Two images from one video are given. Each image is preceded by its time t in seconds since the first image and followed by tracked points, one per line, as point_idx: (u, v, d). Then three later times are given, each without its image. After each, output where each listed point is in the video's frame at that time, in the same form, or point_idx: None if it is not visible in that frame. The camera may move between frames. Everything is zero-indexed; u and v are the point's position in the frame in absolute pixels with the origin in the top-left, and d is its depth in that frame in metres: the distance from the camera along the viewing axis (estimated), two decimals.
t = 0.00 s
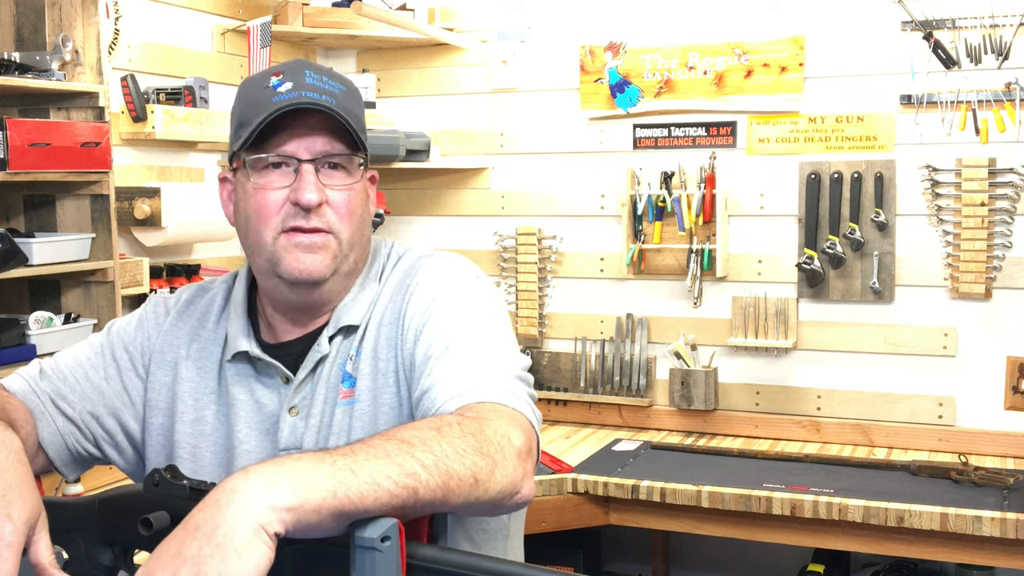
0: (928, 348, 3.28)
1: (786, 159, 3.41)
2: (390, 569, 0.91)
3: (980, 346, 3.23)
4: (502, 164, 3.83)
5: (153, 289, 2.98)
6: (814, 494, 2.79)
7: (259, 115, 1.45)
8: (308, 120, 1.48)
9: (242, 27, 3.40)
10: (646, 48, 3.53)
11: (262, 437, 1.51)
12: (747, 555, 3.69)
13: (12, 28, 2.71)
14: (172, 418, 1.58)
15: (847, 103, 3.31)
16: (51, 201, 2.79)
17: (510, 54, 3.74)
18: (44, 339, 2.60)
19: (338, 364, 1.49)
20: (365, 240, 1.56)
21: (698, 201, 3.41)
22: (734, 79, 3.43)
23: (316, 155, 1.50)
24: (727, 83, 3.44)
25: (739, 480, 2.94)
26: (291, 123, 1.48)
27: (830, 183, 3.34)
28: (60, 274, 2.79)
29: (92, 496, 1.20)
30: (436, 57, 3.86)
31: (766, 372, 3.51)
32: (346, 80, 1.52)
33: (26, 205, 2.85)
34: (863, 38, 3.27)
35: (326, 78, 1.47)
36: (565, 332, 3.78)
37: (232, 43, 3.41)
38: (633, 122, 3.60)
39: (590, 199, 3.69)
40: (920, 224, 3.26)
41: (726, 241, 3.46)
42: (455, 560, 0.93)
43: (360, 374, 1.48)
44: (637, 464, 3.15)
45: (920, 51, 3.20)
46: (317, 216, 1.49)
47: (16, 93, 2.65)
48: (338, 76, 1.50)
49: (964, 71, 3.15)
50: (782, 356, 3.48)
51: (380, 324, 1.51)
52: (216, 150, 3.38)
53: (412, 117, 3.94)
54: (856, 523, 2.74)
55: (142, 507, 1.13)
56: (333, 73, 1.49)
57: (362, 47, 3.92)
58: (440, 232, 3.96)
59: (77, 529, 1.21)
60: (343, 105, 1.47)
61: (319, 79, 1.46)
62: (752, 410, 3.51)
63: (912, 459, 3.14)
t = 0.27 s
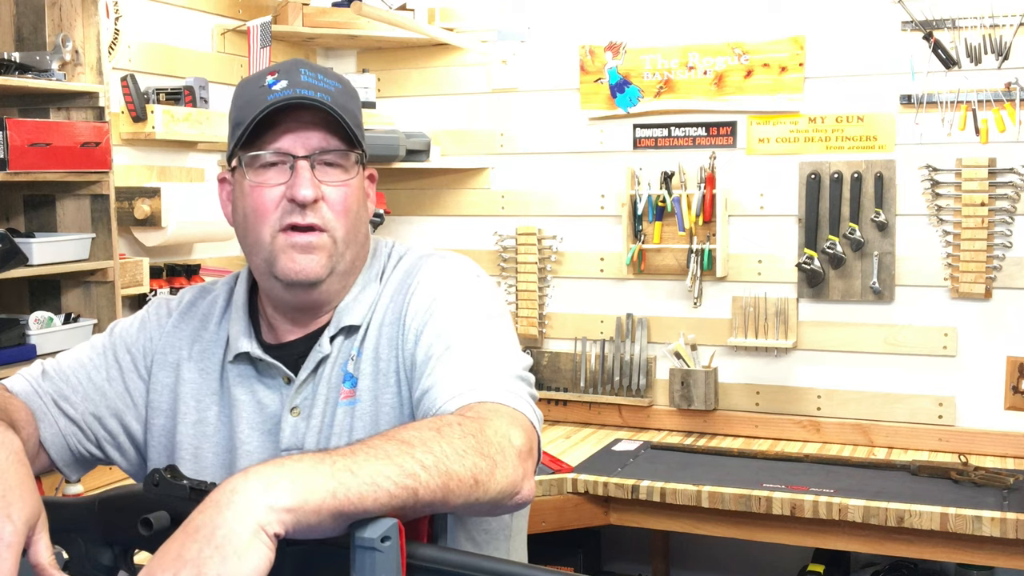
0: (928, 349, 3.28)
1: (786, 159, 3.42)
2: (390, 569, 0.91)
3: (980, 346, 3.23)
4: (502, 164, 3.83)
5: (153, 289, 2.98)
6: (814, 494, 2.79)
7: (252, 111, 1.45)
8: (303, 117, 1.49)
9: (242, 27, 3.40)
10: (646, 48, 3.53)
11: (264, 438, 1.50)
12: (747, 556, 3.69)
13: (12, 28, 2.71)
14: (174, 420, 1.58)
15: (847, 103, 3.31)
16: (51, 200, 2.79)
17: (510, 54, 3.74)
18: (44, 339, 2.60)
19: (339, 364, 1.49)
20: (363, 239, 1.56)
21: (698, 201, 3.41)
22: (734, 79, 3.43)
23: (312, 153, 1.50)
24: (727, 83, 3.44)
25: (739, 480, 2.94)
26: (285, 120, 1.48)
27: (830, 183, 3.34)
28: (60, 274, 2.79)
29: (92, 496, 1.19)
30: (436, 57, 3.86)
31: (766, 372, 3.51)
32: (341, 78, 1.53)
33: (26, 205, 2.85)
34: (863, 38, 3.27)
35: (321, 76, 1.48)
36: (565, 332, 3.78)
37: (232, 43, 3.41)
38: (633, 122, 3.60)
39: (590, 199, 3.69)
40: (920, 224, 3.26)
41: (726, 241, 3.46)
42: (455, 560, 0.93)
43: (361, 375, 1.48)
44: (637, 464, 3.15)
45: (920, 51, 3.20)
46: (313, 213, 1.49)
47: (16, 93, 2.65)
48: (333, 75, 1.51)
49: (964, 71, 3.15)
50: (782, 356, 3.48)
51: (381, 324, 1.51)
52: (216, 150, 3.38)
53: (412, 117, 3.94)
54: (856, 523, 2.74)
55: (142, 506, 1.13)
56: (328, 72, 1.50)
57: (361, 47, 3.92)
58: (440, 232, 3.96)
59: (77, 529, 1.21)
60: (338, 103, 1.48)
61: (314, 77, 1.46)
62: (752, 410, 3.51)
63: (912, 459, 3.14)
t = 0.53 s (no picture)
0: (928, 349, 3.28)
1: (786, 159, 3.41)
2: (390, 570, 0.91)
3: (980, 346, 3.23)
4: (502, 164, 3.83)
5: (153, 289, 2.98)
6: (814, 494, 2.79)
7: (258, 109, 1.45)
8: (310, 115, 1.48)
9: (242, 27, 3.40)
10: (646, 48, 3.53)
11: (269, 438, 1.50)
12: (747, 555, 3.69)
13: (12, 28, 2.71)
14: (178, 421, 1.58)
15: (847, 104, 3.31)
16: (51, 200, 2.79)
17: (510, 54, 3.74)
18: (44, 339, 2.60)
19: (345, 364, 1.49)
20: (368, 236, 1.56)
21: (698, 201, 3.41)
22: (734, 79, 3.43)
23: (318, 150, 1.49)
24: (727, 83, 3.44)
25: (739, 480, 2.94)
26: (292, 117, 1.48)
27: (830, 183, 3.34)
28: (60, 274, 2.79)
29: (93, 496, 1.20)
30: (436, 57, 3.86)
31: (766, 372, 3.51)
32: (350, 76, 1.53)
33: (26, 205, 2.85)
34: (863, 38, 3.27)
35: (331, 75, 1.47)
36: (565, 332, 3.78)
37: (232, 43, 3.41)
38: (633, 122, 3.60)
39: (590, 199, 3.69)
40: (920, 224, 3.26)
41: (726, 241, 3.46)
42: (455, 560, 0.93)
43: (367, 375, 1.48)
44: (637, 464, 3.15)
45: (920, 51, 3.20)
46: (317, 210, 1.49)
47: (16, 93, 2.65)
48: (343, 72, 1.51)
49: (964, 71, 3.15)
50: (782, 356, 3.48)
51: (388, 325, 1.51)
52: (216, 150, 3.38)
53: (412, 117, 3.94)
54: (856, 523, 2.74)
55: (142, 506, 1.13)
56: (337, 69, 1.49)
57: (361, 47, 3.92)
58: (440, 232, 3.96)
59: (77, 529, 1.21)
60: (345, 101, 1.47)
61: (322, 75, 1.46)
62: (752, 410, 3.51)
63: (912, 459, 3.14)
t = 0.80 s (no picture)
0: (928, 348, 3.28)
1: (786, 159, 3.42)
2: (391, 569, 0.90)
3: (980, 346, 3.23)
4: (502, 164, 3.83)
5: (153, 289, 2.98)
6: (814, 494, 2.79)
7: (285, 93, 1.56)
8: (335, 105, 1.58)
9: (242, 27, 3.40)
10: (646, 48, 3.53)
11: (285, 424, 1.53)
12: (747, 556, 3.69)
13: (11, 28, 2.71)
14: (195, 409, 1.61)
15: (847, 104, 3.31)
16: (51, 200, 2.79)
17: (510, 54, 3.74)
18: (44, 339, 2.60)
19: (364, 357, 1.52)
20: (384, 227, 1.64)
21: (698, 201, 3.41)
22: (734, 79, 3.43)
23: (338, 140, 1.59)
24: (727, 83, 3.44)
25: (739, 480, 2.94)
26: (318, 106, 1.59)
27: (830, 183, 3.34)
28: (60, 274, 2.79)
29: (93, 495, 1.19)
30: (436, 57, 3.86)
31: (766, 372, 3.51)
32: (390, 67, 1.60)
33: (26, 205, 2.85)
34: (863, 38, 3.27)
35: (364, 67, 1.55)
36: (565, 332, 3.78)
37: (232, 43, 3.41)
38: (633, 122, 3.60)
39: (590, 199, 3.69)
40: (919, 224, 3.27)
41: (726, 241, 3.46)
42: (456, 560, 0.92)
43: (386, 370, 1.49)
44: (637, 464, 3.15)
45: (920, 51, 3.20)
46: (332, 197, 1.60)
47: (16, 93, 2.65)
48: (384, 66, 1.59)
49: (964, 71, 3.15)
50: (782, 356, 3.48)
51: (409, 323, 1.53)
52: (216, 150, 3.38)
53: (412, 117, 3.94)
54: (857, 523, 2.74)
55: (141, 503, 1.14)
56: (374, 60, 1.58)
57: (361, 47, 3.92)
58: (440, 232, 3.96)
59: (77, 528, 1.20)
60: (374, 92, 1.56)
61: (357, 67, 1.55)
62: (752, 410, 3.51)
63: (913, 459, 3.14)
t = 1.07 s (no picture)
0: (928, 348, 3.28)
1: (786, 159, 3.42)
2: (390, 568, 0.93)
3: (980, 346, 3.23)
4: (502, 164, 3.83)
5: (153, 290, 2.98)
6: (814, 494, 2.79)
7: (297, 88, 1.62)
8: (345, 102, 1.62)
9: (242, 27, 3.40)
10: (646, 48, 3.53)
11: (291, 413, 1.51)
12: (747, 556, 3.69)
13: (11, 28, 2.71)
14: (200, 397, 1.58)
15: (848, 104, 3.31)
16: (51, 200, 2.79)
17: (510, 54, 3.75)
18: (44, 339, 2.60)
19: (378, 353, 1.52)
20: (392, 223, 1.63)
21: (698, 200, 3.41)
22: (734, 79, 3.43)
23: (347, 136, 1.63)
24: (727, 83, 3.44)
25: (739, 480, 2.94)
26: (328, 103, 1.63)
27: (830, 183, 3.33)
28: (60, 274, 2.79)
29: (93, 495, 1.22)
30: (436, 57, 3.86)
31: (766, 372, 3.51)
32: (405, 67, 1.65)
33: (26, 205, 2.85)
34: (863, 38, 3.27)
35: (377, 66, 1.61)
36: (565, 332, 3.77)
37: (232, 43, 3.41)
38: (633, 122, 3.60)
39: (590, 199, 3.69)
40: (920, 224, 3.27)
41: (726, 241, 3.46)
42: (455, 559, 0.95)
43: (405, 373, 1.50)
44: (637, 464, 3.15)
45: (920, 51, 3.20)
46: (338, 193, 1.61)
47: (16, 93, 2.65)
48: (397, 64, 1.64)
49: (964, 71, 3.15)
50: (782, 356, 3.48)
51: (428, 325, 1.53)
52: (216, 150, 3.38)
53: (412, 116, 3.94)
54: (857, 523, 2.74)
55: (141, 502, 1.18)
56: (388, 59, 1.63)
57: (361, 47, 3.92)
58: (440, 232, 3.96)
59: (78, 526, 1.21)
60: (384, 91, 1.61)
61: (370, 65, 1.60)
62: (752, 410, 3.51)
63: (913, 459, 3.14)
